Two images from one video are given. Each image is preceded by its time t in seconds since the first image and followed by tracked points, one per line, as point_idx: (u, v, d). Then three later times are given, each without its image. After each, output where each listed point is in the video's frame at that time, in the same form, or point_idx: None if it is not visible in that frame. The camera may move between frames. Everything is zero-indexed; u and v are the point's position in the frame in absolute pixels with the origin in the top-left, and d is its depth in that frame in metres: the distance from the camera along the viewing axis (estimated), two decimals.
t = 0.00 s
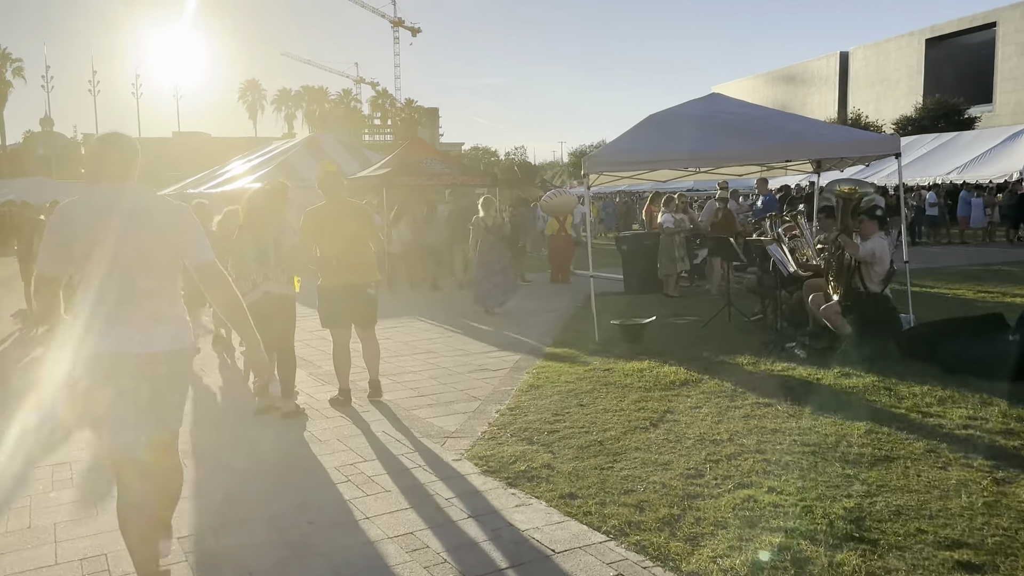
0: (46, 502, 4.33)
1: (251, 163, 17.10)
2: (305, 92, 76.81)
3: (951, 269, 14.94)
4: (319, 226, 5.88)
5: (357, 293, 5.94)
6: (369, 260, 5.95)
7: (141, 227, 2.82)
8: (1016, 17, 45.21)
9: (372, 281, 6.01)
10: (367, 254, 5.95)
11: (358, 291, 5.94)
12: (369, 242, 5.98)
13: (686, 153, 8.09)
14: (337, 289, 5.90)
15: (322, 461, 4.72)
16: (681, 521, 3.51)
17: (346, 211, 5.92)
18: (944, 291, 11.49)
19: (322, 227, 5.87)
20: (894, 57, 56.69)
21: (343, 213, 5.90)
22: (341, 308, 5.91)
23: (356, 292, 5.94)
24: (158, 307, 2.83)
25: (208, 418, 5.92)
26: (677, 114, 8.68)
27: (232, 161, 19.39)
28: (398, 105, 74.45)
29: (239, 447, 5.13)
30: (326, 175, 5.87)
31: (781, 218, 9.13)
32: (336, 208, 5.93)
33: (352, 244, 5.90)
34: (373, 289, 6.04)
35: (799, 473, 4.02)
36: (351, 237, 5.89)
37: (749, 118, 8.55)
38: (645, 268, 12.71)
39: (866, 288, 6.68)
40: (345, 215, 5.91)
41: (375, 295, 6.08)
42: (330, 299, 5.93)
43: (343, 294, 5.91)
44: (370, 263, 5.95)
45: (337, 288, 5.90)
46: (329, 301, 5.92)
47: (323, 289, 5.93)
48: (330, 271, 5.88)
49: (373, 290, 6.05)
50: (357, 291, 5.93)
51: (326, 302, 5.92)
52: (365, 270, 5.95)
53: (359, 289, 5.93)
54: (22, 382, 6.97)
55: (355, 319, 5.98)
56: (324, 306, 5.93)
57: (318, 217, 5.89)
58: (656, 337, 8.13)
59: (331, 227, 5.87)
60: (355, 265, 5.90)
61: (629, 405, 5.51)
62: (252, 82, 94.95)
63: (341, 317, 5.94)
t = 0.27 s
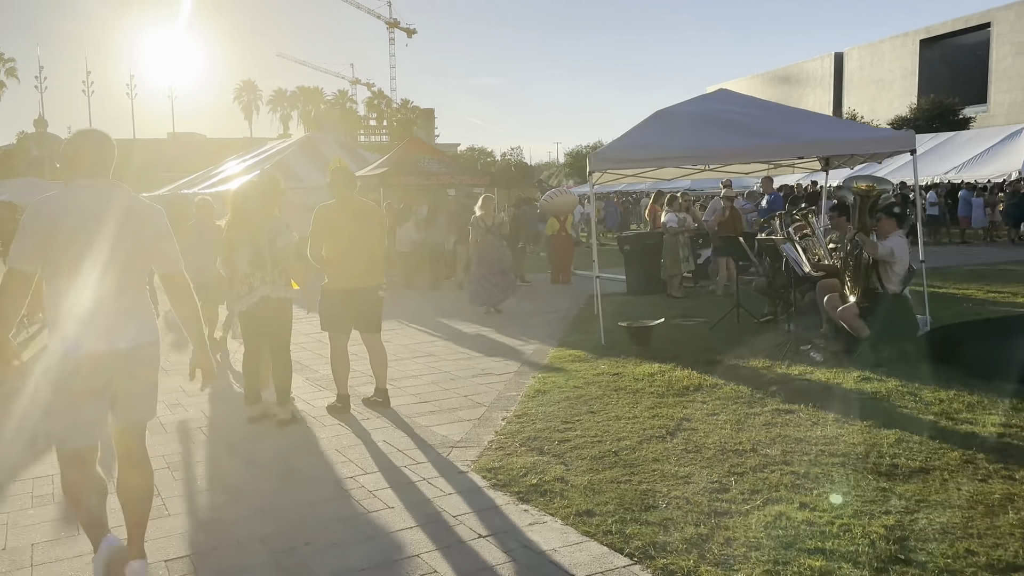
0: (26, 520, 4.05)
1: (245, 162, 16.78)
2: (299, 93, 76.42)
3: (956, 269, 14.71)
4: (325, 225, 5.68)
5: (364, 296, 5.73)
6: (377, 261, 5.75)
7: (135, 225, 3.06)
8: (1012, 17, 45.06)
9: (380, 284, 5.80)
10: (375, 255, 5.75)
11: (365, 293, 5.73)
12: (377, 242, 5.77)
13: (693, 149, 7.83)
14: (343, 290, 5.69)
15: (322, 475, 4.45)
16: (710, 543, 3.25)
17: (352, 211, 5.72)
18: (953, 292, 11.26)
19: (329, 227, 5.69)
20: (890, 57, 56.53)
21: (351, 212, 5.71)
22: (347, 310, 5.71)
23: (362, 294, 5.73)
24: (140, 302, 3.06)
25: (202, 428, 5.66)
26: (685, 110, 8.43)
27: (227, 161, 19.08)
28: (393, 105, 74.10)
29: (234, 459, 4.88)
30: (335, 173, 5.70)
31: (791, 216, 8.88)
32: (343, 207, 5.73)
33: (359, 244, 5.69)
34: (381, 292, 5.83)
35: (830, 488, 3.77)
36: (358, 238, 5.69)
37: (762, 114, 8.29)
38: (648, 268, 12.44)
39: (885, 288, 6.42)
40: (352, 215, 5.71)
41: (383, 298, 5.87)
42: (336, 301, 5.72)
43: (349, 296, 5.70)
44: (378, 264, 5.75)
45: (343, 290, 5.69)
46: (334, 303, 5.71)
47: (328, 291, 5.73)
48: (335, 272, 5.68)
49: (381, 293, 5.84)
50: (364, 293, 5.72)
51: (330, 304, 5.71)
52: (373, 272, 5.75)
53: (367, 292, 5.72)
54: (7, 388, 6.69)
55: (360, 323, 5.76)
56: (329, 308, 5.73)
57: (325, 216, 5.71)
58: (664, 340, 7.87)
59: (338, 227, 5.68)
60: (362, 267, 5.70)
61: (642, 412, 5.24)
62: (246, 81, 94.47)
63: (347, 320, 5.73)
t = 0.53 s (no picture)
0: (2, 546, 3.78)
1: (238, 163, 16.48)
2: (293, 92, 76.00)
3: (962, 271, 14.48)
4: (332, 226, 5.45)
5: (375, 300, 5.48)
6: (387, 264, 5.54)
7: (105, 233, 3.02)
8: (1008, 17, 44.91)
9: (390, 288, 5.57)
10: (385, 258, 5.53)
11: (374, 297, 5.48)
12: (385, 245, 5.56)
13: (701, 150, 7.56)
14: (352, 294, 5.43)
15: (319, 496, 4.18)
16: None
17: (358, 214, 5.49)
18: (963, 295, 11.02)
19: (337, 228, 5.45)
20: (885, 57, 56.37)
21: (359, 213, 5.49)
22: (356, 315, 5.46)
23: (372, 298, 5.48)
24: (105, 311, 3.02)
25: (193, 441, 5.39)
26: (693, 110, 8.16)
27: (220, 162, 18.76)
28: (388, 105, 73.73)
29: (227, 477, 4.61)
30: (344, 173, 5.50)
31: (802, 218, 8.63)
32: (349, 208, 5.50)
33: (367, 247, 5.46)
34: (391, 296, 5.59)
35: (865, 513, 3.51)
36: (367, 239, 5.47)
37: (773, 113, 8.03)
38: (651, 270, 12.19)
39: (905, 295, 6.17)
40: (360, 216, 5.48)
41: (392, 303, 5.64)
42: (344, 305, 5.46)
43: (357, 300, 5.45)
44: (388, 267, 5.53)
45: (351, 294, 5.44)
46: (343, 308, 5.46)
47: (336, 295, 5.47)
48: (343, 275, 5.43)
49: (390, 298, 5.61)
50: (374, 297, 5.48)
51: (337, 309, 5.45)
52: (382, 275, 5.52)
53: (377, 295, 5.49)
54: None
55: (367, 329, 5.50)
56: (336, 313, 5.47)
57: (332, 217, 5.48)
58: (672, 346, 7.61)
59: (346, 228, 5.45)
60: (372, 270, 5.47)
61: (655, 425, 4.97)
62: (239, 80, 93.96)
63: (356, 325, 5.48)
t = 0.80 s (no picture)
0: None
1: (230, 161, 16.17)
2: (287, 90, 75.53)
3: (967, 271, 14.24)
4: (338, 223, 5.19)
5: (382, 300, 5.26)
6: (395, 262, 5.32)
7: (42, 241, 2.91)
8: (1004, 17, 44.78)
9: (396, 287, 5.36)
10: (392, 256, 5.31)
11: (383, 297, 5.26)
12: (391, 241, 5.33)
13: (710, 145, 7.30)
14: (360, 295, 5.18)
15: (315, 511, 3.91)
16: None
17: (364, 211, 5.23)
18: (972, 296, 10.78)
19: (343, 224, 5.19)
20: (881, 57, 56.20)
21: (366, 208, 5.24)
22: (362, 317, 5.21)
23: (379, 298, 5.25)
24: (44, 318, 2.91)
25: (180, 450, 5.10)
26: (700, 104, 7.89)
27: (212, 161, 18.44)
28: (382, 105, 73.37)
29: (216, 489, 4.33)
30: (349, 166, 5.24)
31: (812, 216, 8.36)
32: (352, 203, 5.24)
33: (374, 243, 5.23)
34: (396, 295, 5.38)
35: (905, 531, 3.25)
36: (376, 237, 5.24)
37: (783, 106, 7.78)
38: (653, 270, 11.93)
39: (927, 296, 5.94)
40: (366, 212, 5.23)
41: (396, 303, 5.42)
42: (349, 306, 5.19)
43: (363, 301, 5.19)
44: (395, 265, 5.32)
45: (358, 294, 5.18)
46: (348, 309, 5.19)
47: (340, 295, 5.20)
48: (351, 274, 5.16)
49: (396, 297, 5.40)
50: (382, 297, 5.25)
51: (337, 310, 5.20)
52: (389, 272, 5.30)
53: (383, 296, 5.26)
54: None
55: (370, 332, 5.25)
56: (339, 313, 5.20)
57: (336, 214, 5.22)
58: (680, 348, 7.33)
59: (352, 225, 5.19)
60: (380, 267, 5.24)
61: (669, 433, 4.70)
62: (232, 78, 93.43)
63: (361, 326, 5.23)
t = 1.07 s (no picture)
0: None
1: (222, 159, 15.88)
2: (281, 88, 75.09)
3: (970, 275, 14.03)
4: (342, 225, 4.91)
5: (388, 306, 5.04)
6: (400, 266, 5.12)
7: None
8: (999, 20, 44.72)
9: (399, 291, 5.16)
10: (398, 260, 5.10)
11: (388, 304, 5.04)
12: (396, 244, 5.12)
13: (718, 144, 7.05)
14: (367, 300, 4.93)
15: (308, 533, 3.65)
16: None
17: (363, 213, 4.96)
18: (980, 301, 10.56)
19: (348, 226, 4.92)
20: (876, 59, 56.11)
21: (371, 210, 5.00)
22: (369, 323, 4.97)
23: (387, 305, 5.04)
24: None
25: (166, 463, 4.83)
26: (708, 102, 7.64)
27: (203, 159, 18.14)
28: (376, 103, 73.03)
29: (203, 508, 4.06)
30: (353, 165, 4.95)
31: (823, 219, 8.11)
32: (354, 203, 4.97)
33: (380, 247, 5.00)
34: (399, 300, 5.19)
35: (948, 564, 3.00)
36: (382, 241, 5.02)
37: (793, 104, 7.53)
38: (654, 272, 11.67)
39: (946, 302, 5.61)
40: (371, 215, 4.98)
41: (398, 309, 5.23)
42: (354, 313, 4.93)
43: (370, 307, 4.94)
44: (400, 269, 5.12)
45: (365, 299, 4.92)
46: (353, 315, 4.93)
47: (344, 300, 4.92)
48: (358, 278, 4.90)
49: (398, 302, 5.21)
50: (388, 302, 5.04)
51: (334, 315, 4.93)
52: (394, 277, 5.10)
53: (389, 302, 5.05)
54: None
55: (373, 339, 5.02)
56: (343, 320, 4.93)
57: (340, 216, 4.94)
58: (687, 354, 7.07)
59: (358, 227, 4.92)
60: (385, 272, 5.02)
61: (684, 449, 4.44)
62: (225, 77, 92.97)
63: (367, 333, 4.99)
